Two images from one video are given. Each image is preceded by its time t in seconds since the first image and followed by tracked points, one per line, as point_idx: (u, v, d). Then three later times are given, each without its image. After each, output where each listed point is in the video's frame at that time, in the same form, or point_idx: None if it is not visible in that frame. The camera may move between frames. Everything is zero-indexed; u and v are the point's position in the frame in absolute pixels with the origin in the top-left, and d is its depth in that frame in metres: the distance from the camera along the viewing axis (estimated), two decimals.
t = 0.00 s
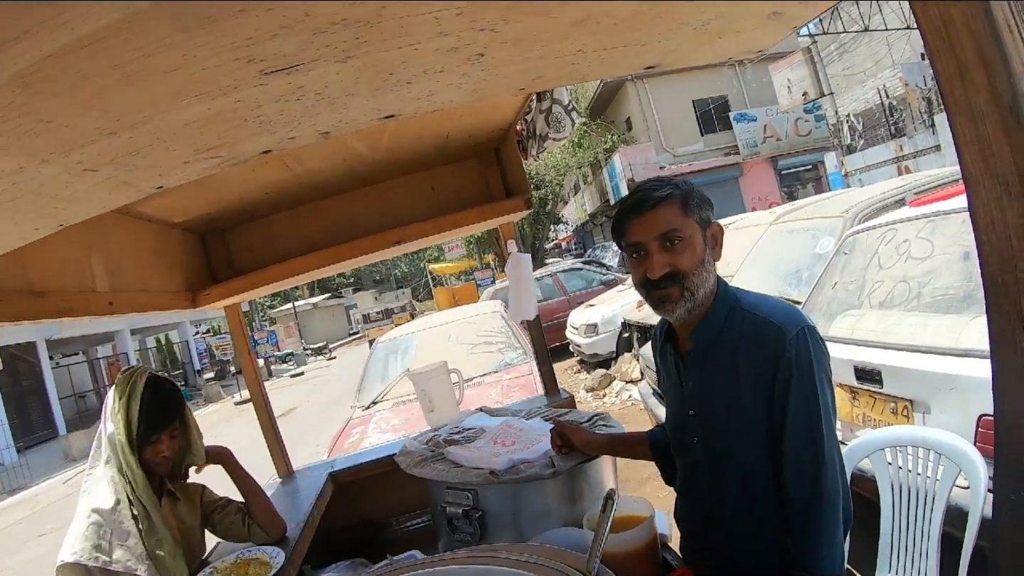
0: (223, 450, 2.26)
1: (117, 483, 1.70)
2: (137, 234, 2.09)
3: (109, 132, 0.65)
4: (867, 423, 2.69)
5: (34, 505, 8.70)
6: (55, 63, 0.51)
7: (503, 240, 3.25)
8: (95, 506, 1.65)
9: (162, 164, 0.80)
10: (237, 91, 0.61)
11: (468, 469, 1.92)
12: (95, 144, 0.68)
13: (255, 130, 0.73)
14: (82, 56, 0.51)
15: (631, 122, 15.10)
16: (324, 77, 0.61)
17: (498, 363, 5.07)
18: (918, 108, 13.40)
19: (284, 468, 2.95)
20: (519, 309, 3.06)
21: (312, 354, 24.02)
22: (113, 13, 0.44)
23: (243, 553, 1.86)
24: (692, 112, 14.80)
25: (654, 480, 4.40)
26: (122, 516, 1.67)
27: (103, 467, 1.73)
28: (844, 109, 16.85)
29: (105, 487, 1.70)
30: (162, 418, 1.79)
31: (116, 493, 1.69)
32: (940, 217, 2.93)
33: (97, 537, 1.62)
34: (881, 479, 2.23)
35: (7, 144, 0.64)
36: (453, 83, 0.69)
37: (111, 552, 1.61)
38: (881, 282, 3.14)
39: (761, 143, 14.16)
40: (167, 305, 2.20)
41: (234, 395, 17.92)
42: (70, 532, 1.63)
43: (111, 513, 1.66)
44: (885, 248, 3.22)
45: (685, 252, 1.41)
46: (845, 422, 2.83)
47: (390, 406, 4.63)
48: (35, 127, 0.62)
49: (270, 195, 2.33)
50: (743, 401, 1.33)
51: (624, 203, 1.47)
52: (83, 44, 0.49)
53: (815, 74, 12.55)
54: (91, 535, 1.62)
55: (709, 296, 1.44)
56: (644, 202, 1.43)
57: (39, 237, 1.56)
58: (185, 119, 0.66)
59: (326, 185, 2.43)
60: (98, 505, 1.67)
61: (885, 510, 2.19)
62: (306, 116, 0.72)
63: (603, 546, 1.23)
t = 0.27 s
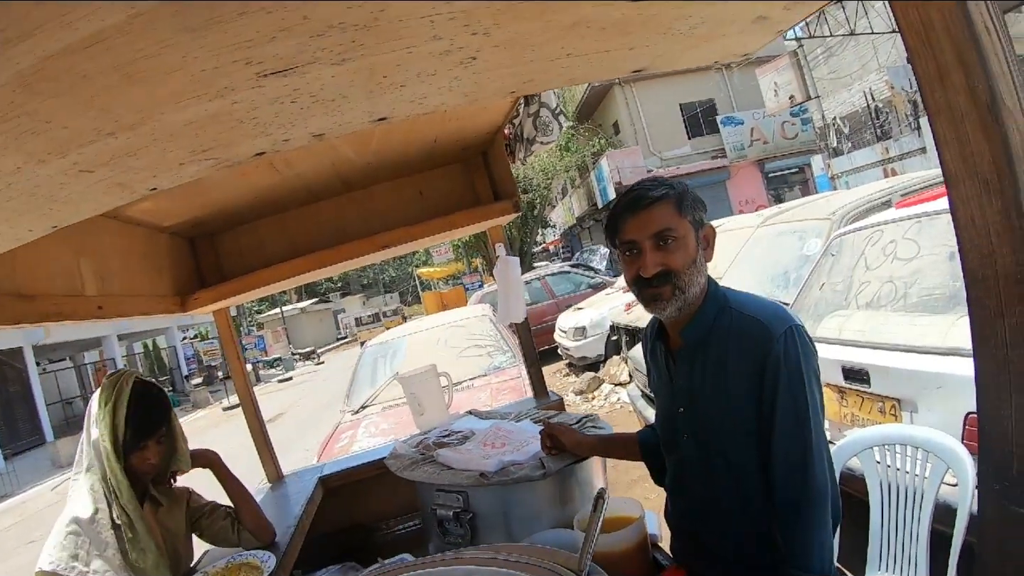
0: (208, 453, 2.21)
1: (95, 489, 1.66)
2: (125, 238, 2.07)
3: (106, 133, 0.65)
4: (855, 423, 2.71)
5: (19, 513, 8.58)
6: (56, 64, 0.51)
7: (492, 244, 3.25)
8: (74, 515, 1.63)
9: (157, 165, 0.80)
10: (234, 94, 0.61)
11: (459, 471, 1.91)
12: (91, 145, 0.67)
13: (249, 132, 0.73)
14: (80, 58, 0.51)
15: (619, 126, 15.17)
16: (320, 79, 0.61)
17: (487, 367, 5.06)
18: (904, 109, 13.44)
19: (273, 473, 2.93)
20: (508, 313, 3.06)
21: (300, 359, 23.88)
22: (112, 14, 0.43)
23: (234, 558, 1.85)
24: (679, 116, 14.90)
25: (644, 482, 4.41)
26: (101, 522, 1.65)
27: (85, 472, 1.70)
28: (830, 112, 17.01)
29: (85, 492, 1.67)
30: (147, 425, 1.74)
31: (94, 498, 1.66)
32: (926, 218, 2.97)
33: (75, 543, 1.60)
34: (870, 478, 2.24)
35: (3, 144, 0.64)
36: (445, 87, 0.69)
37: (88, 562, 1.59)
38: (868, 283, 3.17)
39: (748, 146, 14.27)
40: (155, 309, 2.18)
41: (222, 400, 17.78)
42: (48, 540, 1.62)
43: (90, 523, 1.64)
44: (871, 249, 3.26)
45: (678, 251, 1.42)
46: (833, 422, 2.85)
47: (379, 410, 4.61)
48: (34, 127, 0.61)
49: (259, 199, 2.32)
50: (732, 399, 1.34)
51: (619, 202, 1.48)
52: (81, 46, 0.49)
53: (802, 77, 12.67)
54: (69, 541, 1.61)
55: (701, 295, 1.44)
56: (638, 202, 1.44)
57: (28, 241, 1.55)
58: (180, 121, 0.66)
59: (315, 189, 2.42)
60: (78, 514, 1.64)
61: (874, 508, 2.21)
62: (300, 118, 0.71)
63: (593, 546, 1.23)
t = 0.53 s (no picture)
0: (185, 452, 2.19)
1: (78, 497, 1.64)
2: (109, 239, 2.05)
3: (84, 128, 0.63)
4: (842, 422, 2.72)
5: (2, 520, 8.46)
6: (29, 58, 0.49)
7: (477, 245, 3.24)
8: (57, 520, 1.59)
9: (137, 162, 0.78)
10: (211, 88, 0.59)
11: (445, 473, 1.90)
12: (68, 142, 0.66)
13: (228, 128, 0.72)
14: (53, 51, 0.49)
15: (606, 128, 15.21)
16: (299, 74, 0.59)
17: (473, 369, 5.05)
18: (889, 112, 13.59)
19: (259, 476, 2.90)
20: (494, 314, 3.04)
21: (287, 363, 23.75)
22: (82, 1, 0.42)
23: (221, 561, 1.82)
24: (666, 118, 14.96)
25: (631, 483, 4.41)
26: (84, 531, 1.61)
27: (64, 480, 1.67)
28: (816, 114, 17.14)
29: (66, 501, 1.64)
30: (131, 429, 1.73)
31: (76, 507, 1.63)
32: (911, 218, 2.99)
33: (58, 552, 1.55)
34: (857, 476, 2.25)
35: None
36: (425, 83, 0.68)
37: (71, 568, 1.54)
38: (854, 283, 3.20)
39: (734, 149, 14.35)
40: (139, 311, 2.15)
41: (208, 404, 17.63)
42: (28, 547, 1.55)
43: (73, 528, 1.59)
44: (857, 249, 3.28)
45: (666, 249, 1.42)
46: (820, 421, 2.87)
47: (365, 413, 4.58)
48: (11, 123, 0.60)
49: (244, 200, 2.30)
50: (719, 397, 1.34)
51: (608, 199, 1.47)
52: (54, 37, 0.47)
53: (788, 80, 12.76)
54: (52, 549, 1.54)
55: (688, 293, 1.44)
56: (627, 199, 1.44)
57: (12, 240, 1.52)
58: (158, 116, 0.64)
59: (299, 190, 2.41)
60: (60, 520, 1.60)
61: (862, 507, 2.22)
62: (279, 115, 0.70)
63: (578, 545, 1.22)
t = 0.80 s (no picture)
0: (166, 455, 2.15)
1: (59, 511, 1.60)
2: (91, 241, 2.01)
3: (54, 129, 0.61)
4: (831, 422, 2.73)
5: None
6: None
7: (464, 245, 3.22)
8: (39, 534, 1.54)
9: (110, 163, 0.76)
10: (185, 86, 0.57)
11: (432, 476, 1.88)
12: (39, 143, 0.63)
13: (205, 128, 0.70)
14: (16, 47, 0.47)
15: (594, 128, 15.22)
16: (274, 72, 0.57)
17: (461, 369, 5.02)
18: (876, 112, 13.71)
19: (245, 480, 2.87)
20: (482, 314, 3.03)
21: (275, 364, 23.60)
22: None
23: (206, 566, 1.80)
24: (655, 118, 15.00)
25: (620, 483, 4.41)
26: (68, 546, 1.57)
27: (44, 496, 1.62)
28: (803, 114, 17.25)
29: (46, 518, 1.60)
30: (115, 442, 1.69)
31: (58, 522, 1.59)
32: (899, 218, 3.01)
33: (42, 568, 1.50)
34: (846, 476, 2.25)
35: None
36: (406, 81, 0.66)
37: None
38: (842, 282, 3.21)
39: (722, 148, 14.42)
40: (123, 314, 2.11)
41: (196, 406, 17.49)
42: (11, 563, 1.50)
43: (56, 543, 1.55)
44: (845, 249, 3.30)
45: (652, 251, 1.41)
46: (808, 421, 2.87)
47: (353, 415, 4.55)
48: None
49: (229, 201, 2.27)
50: (706, 397, 1.33)
51: (596, 199, 1.46)
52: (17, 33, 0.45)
53: (776, 80, 12.83)
54: (36, 564, 1.50)
55: (674, 295, 1.43)
56: (616, 200, 1.42)
57: None
58: (130, 116, 0.62)
59: (285, 191, 2.38)
60: (42, 534, 1.55)
61: (850, 506, 2.22)
62: (256, 114, 0.68)
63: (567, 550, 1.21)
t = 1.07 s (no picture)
0: (160, 455, 2.13)
1: (47, 521, 1.56)
2: (80, 239, 1.97)
3: (35, 119, 0.59)
4: (825, 416, 2.73)
5: None
6: None
7: (456, 241, 3.19)
8: (26, 546, 1.52)
9: (96, 157, 0.74)
10: (172, 74, 0.55)
11: (426, 474, 1.87)
12: (21, 135, 0.61)
13: (193, 119, 0.68)
14: None
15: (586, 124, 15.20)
16: (265, 60, 0.56)
17: (454, 366, 5.01)
18: (867, 108, 13.77)
19: (238, 480, 2.84)
20: (474, 311, 3.01)
21: (267, 362, 23.50)
22: None
23: (199, 567, 1.78)
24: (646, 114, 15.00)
25: (614, 479, 4.42)
26: (58, 556, 1.54)
27: (31, 505, 1.58)
28: (794, 110, 17.31)
29: (33, 528, 1.56)
30: (105, 448, 1.67)
31: (46, 532, 1.55)
32: (892, 212, 3.02)
33: None
34: (841, 470, 2.26)
35: None
36: (400, 70, 0.65)
37: None
38: (835, 277, 3.22)
39: (713, 144, 14.43)
40: (113, 313, 2.08)
41: (188, 405, 17.39)
42: None
43: (44, 554, 1.52)
44: (838, 243, 3.30)
45: (646, 248, 1.39)
46: (802, 415, 2.88)
47: (346, 413, 4.52)
48: None
49: (219, 198, 2.24)
50: (702, 393, 1.32)
51: (590, 193, 1.44)
52: None
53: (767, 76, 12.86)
54: None
55: (668, 292, 1.42)
56: (610, 195, 1.41)
57: None
58: (116, 106, 0.59)
59: (275, 187, 2.35)
60: (29, 545, 1.53)
61: (846, 500, 2.22)
62: (245, 105, 0.66)
63: (565, 549, 1.20)
